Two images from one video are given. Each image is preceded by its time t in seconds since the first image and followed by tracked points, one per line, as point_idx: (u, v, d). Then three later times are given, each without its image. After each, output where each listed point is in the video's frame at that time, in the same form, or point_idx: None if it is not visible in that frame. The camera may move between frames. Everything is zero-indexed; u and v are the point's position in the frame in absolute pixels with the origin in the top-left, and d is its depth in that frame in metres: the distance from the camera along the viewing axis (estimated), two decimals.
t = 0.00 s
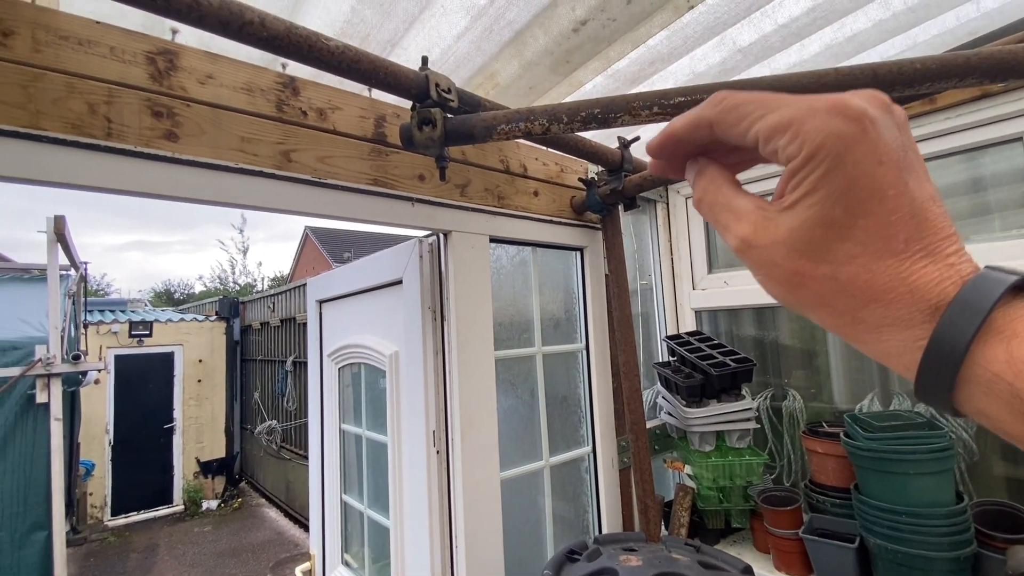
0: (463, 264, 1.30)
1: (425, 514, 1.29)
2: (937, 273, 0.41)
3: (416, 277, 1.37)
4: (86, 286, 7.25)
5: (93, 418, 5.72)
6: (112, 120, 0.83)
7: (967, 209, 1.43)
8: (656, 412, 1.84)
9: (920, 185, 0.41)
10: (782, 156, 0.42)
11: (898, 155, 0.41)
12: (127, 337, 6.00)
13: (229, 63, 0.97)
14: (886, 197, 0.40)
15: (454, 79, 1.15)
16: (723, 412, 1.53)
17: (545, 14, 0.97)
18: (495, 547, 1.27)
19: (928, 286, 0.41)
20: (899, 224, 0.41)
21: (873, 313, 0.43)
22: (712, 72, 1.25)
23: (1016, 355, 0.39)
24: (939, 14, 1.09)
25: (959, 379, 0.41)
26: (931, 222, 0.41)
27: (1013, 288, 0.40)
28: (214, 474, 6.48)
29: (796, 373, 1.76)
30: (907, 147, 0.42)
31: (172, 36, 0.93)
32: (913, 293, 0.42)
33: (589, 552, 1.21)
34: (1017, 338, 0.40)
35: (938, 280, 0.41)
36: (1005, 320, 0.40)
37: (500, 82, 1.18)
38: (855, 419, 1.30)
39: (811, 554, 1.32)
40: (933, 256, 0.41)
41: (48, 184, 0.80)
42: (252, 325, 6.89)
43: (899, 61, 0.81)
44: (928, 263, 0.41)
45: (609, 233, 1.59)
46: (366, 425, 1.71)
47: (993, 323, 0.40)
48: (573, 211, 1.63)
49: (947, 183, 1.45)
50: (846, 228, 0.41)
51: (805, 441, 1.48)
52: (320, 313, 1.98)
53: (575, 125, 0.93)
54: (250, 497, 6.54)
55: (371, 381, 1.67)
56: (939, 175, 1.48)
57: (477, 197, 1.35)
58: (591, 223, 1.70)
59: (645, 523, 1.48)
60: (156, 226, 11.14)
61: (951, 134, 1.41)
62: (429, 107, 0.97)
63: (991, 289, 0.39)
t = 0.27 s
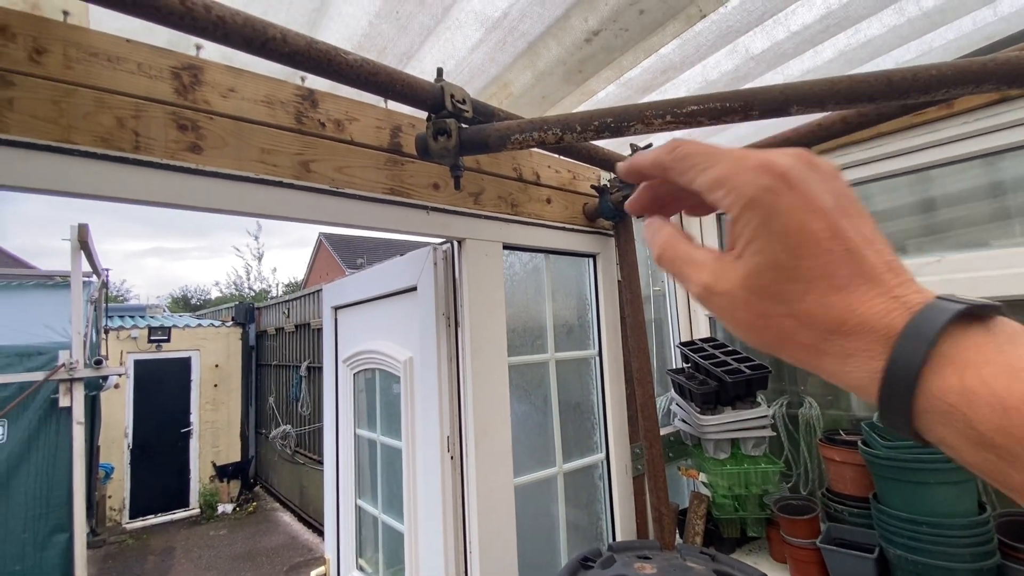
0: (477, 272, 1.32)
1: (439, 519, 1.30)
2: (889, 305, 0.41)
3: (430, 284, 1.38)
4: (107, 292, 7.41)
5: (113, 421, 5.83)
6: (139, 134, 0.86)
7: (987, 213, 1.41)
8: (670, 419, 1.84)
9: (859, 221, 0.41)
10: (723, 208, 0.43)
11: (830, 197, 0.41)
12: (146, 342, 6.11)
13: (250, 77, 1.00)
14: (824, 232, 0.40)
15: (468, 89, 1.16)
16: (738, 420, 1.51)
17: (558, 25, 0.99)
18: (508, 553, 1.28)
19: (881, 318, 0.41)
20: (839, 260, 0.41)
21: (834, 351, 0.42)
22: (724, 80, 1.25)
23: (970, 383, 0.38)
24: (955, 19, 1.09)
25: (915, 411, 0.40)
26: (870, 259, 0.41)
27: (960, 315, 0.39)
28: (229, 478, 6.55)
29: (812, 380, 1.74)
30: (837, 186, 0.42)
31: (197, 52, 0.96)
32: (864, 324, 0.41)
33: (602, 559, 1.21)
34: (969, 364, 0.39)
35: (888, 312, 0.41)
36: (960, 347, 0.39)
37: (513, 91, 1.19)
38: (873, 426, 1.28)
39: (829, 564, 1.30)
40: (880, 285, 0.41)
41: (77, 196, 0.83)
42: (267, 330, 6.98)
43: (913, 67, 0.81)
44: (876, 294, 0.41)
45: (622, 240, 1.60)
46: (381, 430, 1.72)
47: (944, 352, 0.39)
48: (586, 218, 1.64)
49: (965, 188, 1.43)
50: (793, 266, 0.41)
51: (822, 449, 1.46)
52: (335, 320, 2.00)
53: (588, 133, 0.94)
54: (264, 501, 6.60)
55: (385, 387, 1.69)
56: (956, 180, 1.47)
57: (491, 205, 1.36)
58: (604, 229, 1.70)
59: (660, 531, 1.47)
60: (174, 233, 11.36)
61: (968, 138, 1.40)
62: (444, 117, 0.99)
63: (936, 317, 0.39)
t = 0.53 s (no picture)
0: (496, 279, 1.33)
1: (458, 525, 1.30)
2: (689, 274, 0.52)
3: (449, 291, 1.39)
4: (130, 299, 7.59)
5: (136, 425, 5.95)
6: (171, 146, 0.89)
7: (1014, 218, 1.39)
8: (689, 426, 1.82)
9: (649, 220, 0.58)
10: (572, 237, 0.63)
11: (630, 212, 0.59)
12: (168, 347, 6.24)
13: (276, 90, 1.02)
14: (620, 232, 0.57)
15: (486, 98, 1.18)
16: (759, 428, 1.49)
17: (577, 35, 1.00)
18: (528, 561, 1.27)
19: (679, 283, 0.52)
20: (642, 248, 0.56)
21: (672, 315, 0.53)
22: (743, 86, 1.25)
23: (756, 314, 0.45)
24: (980, 21, 1.07)
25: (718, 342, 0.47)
26: (705, 254, 0.52)
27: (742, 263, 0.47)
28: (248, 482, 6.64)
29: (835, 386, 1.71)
30: (635, 202, 0.60)
31: (225, 66, 0.98)
32: (680, 288, 0.52)
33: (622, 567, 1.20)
34: (757, 299, 0.46)
35: (687, 279, 0.52)
36: (748, 285, 0.47)
37: (531, 100, 1.20)
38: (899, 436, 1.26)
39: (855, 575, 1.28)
40: (689, 258, 0.53)
41: (110, 206, 0.86)
42: (285, 335, 7.08)
43: (937, 71, 0.80)
44: (676, 264, 0.53)
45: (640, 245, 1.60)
46: (399, 436, 1.74)
47: (730, 292, 0.47)
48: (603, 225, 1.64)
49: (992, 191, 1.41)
50: (615, 261, 0.57)
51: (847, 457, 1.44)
52: (354, 326, 2.03)
53: (608, 141, 0.94)
54: (282, 504, 6.67)
55: (404, 393, 1.71)
56: (983, 183, 1.44)
57: (509, 212, 1.37)
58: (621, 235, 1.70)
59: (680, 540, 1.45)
60: (195, 240, 11.60)
61: (994, 141, 1.37)
62: (465, 127, 1.00)
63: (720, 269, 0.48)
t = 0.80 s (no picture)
0: (500, 288, 1.30)
1: (462, 542, 1.26)
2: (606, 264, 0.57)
3: (452, 300, 1.36)
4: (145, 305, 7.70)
5: (148, 431, 6.00)
6: (164, 155, 0.87)
7: None
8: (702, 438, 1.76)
9: (577, 218, 0.64)
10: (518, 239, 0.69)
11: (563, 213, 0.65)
12: (180, 353, 6.29)
13: (273, 97, 1.00)
14: (550, 231, 0.64)
15: (489, 103, 1.15)
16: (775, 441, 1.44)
17: (581, 36, 0.97)
18: None
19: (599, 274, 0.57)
20: (569, 244, 0.62)
21: (597, 307, 0.57)
22: (755, 87, 1.20)
23: (662, 305, 0.49)
24: (1004, 18, 1.02)
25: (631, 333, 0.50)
26: (619, 249, 0.58)
27: (650, 256, 0.51)
28: (258, 488, 6.65)
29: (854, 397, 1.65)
30: (567, 203, 0.66)
31: (221, 73, 0.97)
32: (599, 282, 0.57)
33: None
34: (664, 291, 0.50)
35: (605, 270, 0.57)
36: (655, 279, 0.51)
37: (535, 105, 1.17)
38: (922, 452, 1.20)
39: None
40: (606, 253, 0.58)
41: (102, 216, 0.84)
42: (296, 342, 7.10)
43: (961, 70, 0.76)
44: (595, 258, 0.59)
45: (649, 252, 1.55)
46: (404, 448, 1.70)
47: (640, 285, 0.51)
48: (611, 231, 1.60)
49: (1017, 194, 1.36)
50: (546, 257, 0.63)
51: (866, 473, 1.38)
52: (359, 334, 2.00)
53: (613, 146, 0.91)
54: (291, 511, 6.67)
55: (408, 403, 1.67)
56: (1007, 186, 1.38)
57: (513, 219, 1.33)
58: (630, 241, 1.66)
59: (692, 558, 1.40)
60: (208, 247, 11.75)
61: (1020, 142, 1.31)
62: (466, 133, 0.98)
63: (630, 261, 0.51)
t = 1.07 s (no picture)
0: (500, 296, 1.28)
1: (461, 555, 1.24)
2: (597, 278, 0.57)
3: (453, 308, 1.35)
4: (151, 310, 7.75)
5: (154, 436, 6.02)
6: (160, 165, 0.87)
7: None
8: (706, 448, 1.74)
9: (564, 230, 0.63)
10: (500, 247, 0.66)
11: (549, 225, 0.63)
12: (186, 358, 6.32)
13: (270, 105, 1.00)
14: (537, 242, 0.62)
15: (488, 111, 1.14)
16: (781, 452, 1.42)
17: (580, 43, 0.95)
18: None
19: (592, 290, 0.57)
20: (556, 256, 0.61)
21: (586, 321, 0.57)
22: (758, 93, 1.19)
23: (655, 324, 0.48)
24: (1013, 21, 1.00)
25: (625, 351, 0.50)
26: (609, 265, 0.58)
27: (642, 272, 0.50)
28: (262, 493, 6.64)
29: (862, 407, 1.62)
30: (553, 213, 0.65)
31: (218, 82, 0.96)
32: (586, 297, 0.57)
33: None
34: (656, 309, 0.49)
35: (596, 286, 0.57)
36: (647, 295, 0.50)
37: (535, 111, 1.16)
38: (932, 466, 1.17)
39: None
40: (594, 268, 0.58)
41: (95, 227, 0.84)
42: (300, 346, 7.11)
43: (970, 76, 0.74)
44: (583, 273, 0.59)
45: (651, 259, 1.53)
46: (404, 457, 1.69)
47: (632, 302, 0.51)
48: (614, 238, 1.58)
49: None
50: (532, 268, 0.62)
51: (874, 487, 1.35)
52: (360, 342, 1.99)
53: (613, 154, 0.89)
54: (295, 515, 6.66)
55: (409, 412, 1.66)
56: (1017, 191, 1.35)
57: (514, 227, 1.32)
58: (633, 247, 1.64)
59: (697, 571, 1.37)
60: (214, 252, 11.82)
61: None
62: (464, 142, 0.96)
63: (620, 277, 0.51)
